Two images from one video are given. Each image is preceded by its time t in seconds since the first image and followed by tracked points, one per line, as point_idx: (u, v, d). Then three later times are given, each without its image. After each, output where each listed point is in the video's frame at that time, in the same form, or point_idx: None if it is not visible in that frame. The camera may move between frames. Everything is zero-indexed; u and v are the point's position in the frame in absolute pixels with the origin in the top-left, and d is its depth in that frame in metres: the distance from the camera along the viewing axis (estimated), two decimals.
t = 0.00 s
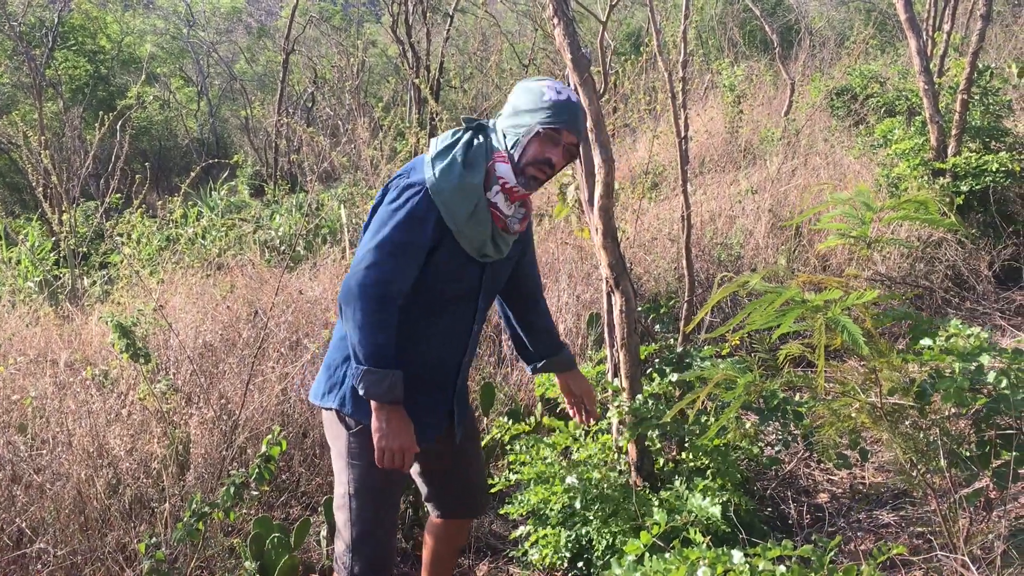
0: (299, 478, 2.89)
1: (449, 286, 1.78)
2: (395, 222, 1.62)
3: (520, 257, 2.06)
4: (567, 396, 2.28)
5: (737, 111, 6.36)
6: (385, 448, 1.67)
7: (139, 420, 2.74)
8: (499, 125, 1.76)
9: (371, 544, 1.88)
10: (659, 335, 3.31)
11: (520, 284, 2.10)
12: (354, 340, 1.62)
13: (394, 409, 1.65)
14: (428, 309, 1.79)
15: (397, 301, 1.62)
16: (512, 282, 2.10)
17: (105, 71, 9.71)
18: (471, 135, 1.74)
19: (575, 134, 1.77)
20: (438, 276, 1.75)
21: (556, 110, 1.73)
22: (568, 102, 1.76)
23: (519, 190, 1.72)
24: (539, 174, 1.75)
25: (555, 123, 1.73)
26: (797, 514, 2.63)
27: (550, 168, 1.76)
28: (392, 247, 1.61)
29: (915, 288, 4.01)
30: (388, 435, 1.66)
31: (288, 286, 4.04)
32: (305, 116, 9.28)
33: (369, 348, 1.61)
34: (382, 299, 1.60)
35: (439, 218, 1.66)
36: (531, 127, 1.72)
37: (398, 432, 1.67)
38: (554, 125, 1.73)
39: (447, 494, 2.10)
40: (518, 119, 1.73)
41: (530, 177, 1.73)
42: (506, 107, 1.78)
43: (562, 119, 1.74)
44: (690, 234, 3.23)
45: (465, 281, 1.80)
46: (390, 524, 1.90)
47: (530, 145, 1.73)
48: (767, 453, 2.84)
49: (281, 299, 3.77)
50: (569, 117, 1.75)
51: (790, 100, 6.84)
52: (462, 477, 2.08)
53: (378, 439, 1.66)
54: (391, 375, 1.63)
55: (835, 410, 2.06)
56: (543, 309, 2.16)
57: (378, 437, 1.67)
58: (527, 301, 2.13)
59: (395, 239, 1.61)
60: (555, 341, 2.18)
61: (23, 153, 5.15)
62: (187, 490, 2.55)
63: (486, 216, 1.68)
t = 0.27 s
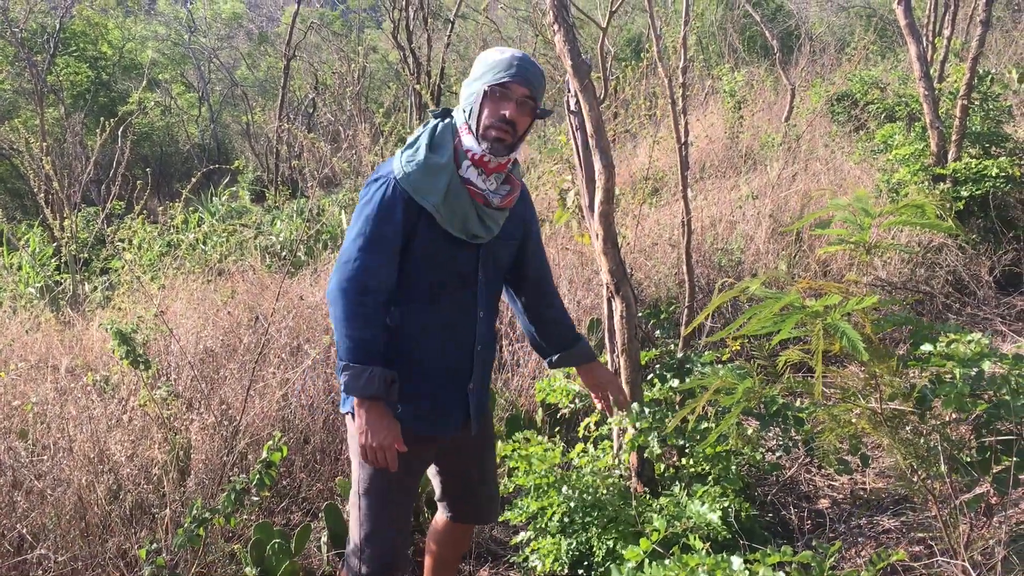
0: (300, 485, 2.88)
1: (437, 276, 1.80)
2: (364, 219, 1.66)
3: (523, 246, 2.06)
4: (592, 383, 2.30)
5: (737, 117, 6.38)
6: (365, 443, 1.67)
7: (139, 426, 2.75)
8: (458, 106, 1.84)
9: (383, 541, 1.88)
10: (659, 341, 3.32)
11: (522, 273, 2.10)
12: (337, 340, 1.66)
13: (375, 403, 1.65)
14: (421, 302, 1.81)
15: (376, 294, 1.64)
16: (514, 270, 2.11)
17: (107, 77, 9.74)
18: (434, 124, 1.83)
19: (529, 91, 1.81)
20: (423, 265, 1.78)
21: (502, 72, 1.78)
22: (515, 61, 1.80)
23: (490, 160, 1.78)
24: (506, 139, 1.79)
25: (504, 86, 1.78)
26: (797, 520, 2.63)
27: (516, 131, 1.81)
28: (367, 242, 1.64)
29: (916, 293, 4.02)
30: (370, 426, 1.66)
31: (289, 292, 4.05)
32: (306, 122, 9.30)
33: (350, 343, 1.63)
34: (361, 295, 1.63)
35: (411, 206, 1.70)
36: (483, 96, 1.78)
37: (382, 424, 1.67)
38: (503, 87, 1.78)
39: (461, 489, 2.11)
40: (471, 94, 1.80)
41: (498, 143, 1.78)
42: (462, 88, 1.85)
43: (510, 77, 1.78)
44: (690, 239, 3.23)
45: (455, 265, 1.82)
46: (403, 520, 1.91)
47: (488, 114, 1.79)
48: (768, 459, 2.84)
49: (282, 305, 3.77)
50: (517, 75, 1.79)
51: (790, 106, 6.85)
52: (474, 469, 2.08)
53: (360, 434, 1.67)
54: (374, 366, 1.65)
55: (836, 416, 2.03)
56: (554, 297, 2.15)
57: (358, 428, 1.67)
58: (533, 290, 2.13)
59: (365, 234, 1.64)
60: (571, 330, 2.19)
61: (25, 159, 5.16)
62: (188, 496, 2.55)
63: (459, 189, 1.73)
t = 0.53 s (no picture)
0: (301, 489, 2.90)
1: (431, 277, 1.81)
2: (348, 229, 1.68)
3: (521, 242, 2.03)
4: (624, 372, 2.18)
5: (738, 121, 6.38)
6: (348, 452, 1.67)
7: (141, 431, 2.75)
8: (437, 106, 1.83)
9: (387, 545, 1.88)
10: (660, 346, 3.32)
11: (525, 268, 2.07)
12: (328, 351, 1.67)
13: (361, 412, 1.66)
14: (414, 305, 1.81)
15: (365, 302, 1.65)
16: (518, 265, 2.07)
17: (109, 83, 9.77)
18: (415, 128, 1.83)
19: (505, 82, 1.78)
20: (414, 268, 1.78)
21: (474, 67, 1.76)
22: (488, 53, 1.77)
23: (473, 157, 1.78)
24: (488, 134, 1.78)
25: (479, 80, 1.76)
26: (799, 525, 2.62)
27: (496, 124, 1.78)
28: (355, 248, 1.66)
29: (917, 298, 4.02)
30: (355, 434, 1.66)
31: (290, 297, 4.05)
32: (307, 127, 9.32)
33: (340, 352, 1.64)
34: (349, 304, 1.65)
35: (395, 211, 1.71)
36: (459, 93, 1.77)
37: (366, 433, 1.66)
38: (477, 82, 1.76)
39: (467, 491, 2.11)
40: (448, 93, 1.79)
41: (479, 139, 1.77)
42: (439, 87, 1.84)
43: (483, 71, 1.76)
44: (691, 244, 3.23)
45: (448, 265, 1.82)
46: (410, 523, 1.91)
47: (466, 111, 1.77)
48: (769, 464, 2.83)
49: (284, 310, 3.78)
50: (491, 67, 1.76)
51: (791, 111, 6.85)
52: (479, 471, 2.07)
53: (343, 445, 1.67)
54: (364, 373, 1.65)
55: (836, 422, 2.03)
56: (562, 290, 2.09)
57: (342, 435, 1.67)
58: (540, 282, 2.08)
59: (349, 244, 1.67)
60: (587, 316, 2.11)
61: (27, 165, 5.18)
62: (189, 501, 2.55)
63: (443, 190, 1.74)
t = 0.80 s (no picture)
0: (301, 492, 2.89)
1: (426, 281, 1.80)
2: (337, 242, 1.68)
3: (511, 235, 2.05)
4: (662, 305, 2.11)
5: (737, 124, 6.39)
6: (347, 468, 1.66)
7: (140, 434, 2.74)
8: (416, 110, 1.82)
9: (392, 553, 1.89)
10: (659, 348, 3.31)
11: (521, 267, 2.10)
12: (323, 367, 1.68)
13: (359, 425, 1.66)
14: (411, 312, 1.82)
15: (357, 314, 1.66)
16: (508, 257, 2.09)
17: (108, 86, 9.77)
18: (397, 134, 1.81)
19: (483, 81, 1.78)
20: (409, 274, 1.78)
21: (452, 68, 1.76)
22: (464, 53, 1.78)
23: (457, 157, 1.77)
24: (470, 134, 1.78)
25: (458, 82, 1.77)
26: (798, 526, 2.62)
27: (477, 124, 1.79)
28: (345, 262, 1.66)
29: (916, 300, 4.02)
30: (354, 447, 1.66)
31: (289, 299, 4.05)
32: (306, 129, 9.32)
33: (336, 367, 1.64)
34: (343, 317, 1.65)
35: (385, 219, 1.71)
36: (438, 95, 1.77)
37: (365, 446, 1.67)
38: (456, 83, 1.76)
39: (469, 491, 2.12)
40: (426, 96, 1.79)
41: (461, 139, 1.77)
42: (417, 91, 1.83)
43: (461, 71, 1.76)
44: (690, 246, 3.23)
45: (443, 268, 1.82)
46: (415, 529, 1.91)
47: (446, 113, 1.78)
48: (767, 466, 2.83)
49: (283, 313, 3.78)
50: (469, 67, 1.77)
51: (790, 113, 6.86)
52: (479, 469, 2.09)
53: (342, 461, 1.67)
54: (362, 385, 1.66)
55: (836, 423, 2.03)
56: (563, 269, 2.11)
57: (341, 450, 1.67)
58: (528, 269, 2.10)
59: (339, 257, 1.66)
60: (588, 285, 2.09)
61: (26, 168, 5.18)
62: (188, 504, 2.55)
63: (430, 194, 1.73)
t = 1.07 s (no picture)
0: (298, 493, 2.88)
1: (422, 281, 1.81)
2: (331, 253, 1.68)
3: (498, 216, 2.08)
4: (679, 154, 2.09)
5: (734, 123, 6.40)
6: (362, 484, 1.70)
7: (137, 435, 2.73)
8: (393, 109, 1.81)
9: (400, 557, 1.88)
10: (657, 347, 3.31)
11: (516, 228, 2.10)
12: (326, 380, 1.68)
13: (368, 436, 1.67)
14: (409, 313, 1.82)
15: (356, 322, 1.66)
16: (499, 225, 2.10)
17: (105, 86, 9.76)
18: (375, 135, 1.80)
19: (459, 77, 1.78)
20: (405, 276, 1.79)
21: (426, 66, 1.74)
22: (438, 49, 1.76)
23: (436, 156, 1.76)
24: (448, 130, 1.77)
25: (433, 79, 1.76)
26: (796, 526, 2.62)
27: (454, 120, 1.78)
28: (340, 271, 1.66)
29: (913, 300, 4.02)
30: (366, 462, 1.69)
31: (286, 300, 4.05)
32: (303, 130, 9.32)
33: (340, 378, 1.65)
34: (343, 326, 1.66)
35: (378, 224, 1.71)
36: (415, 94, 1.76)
37: (376, 457, 1.70)
38: (431, 81, 1.75)
39: (469, 486, 2.13)
40: (403, 95, 1.78)
41: (440, 137, 1.77)
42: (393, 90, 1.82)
43: (436, 67, 1.75)
44: (687, 246, 3.23)
45: (438, 266, 1.83)
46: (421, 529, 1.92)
47: (423, 111, 1.77)
48: (765, 466, 2.83)
49: (280, 313, 3.77)
50: (444, 63, 1.75)
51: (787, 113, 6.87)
52: (478, 463, 2.11)
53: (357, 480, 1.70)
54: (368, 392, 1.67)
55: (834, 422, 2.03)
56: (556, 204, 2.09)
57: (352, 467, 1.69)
58: (521, 228, 2.11)
59: (335, 267, 1.67)
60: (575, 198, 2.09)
61: (22, 168, 5.17)
62: (186, 505, 2.56)
63: (415, 194, 1.72)
